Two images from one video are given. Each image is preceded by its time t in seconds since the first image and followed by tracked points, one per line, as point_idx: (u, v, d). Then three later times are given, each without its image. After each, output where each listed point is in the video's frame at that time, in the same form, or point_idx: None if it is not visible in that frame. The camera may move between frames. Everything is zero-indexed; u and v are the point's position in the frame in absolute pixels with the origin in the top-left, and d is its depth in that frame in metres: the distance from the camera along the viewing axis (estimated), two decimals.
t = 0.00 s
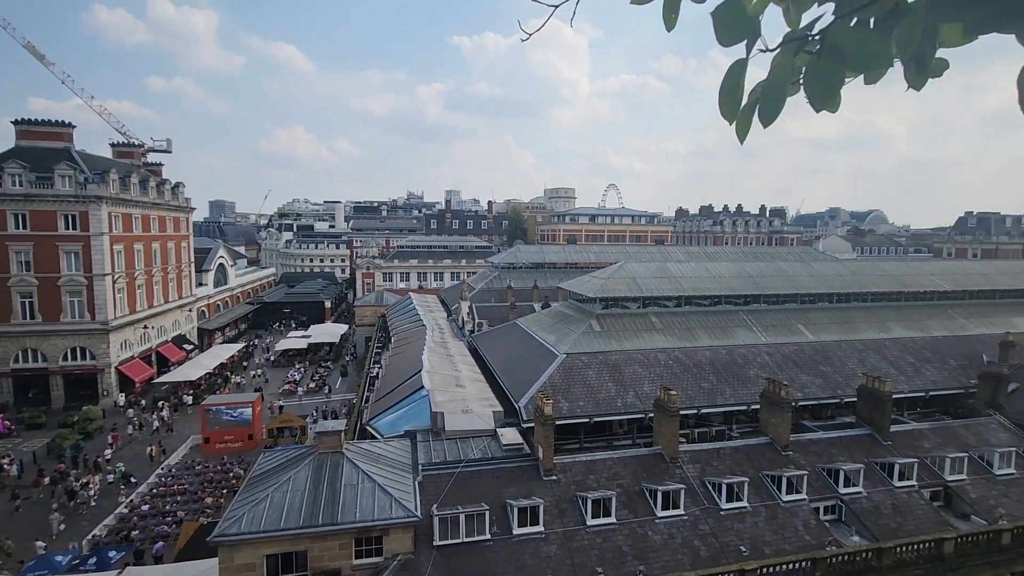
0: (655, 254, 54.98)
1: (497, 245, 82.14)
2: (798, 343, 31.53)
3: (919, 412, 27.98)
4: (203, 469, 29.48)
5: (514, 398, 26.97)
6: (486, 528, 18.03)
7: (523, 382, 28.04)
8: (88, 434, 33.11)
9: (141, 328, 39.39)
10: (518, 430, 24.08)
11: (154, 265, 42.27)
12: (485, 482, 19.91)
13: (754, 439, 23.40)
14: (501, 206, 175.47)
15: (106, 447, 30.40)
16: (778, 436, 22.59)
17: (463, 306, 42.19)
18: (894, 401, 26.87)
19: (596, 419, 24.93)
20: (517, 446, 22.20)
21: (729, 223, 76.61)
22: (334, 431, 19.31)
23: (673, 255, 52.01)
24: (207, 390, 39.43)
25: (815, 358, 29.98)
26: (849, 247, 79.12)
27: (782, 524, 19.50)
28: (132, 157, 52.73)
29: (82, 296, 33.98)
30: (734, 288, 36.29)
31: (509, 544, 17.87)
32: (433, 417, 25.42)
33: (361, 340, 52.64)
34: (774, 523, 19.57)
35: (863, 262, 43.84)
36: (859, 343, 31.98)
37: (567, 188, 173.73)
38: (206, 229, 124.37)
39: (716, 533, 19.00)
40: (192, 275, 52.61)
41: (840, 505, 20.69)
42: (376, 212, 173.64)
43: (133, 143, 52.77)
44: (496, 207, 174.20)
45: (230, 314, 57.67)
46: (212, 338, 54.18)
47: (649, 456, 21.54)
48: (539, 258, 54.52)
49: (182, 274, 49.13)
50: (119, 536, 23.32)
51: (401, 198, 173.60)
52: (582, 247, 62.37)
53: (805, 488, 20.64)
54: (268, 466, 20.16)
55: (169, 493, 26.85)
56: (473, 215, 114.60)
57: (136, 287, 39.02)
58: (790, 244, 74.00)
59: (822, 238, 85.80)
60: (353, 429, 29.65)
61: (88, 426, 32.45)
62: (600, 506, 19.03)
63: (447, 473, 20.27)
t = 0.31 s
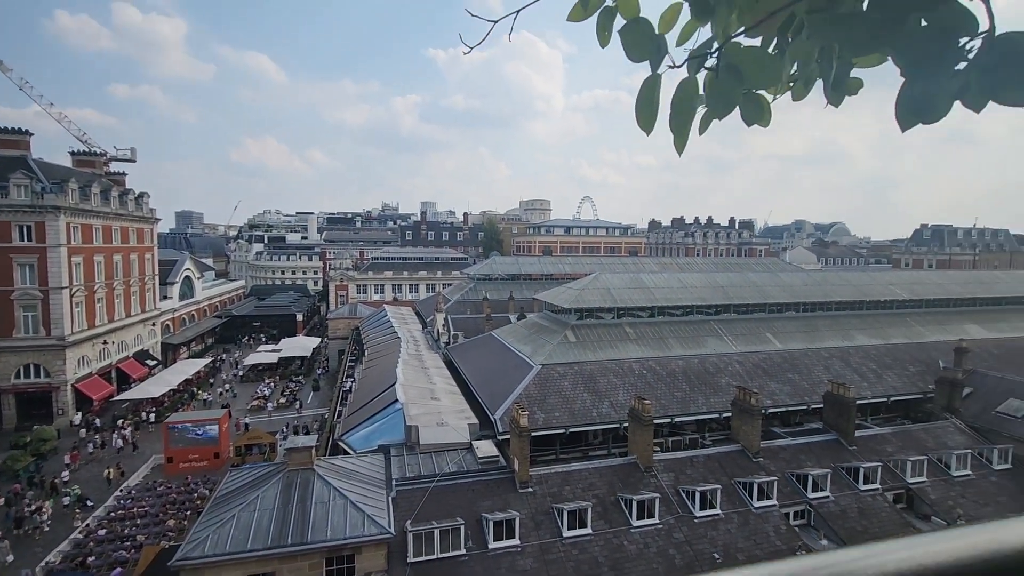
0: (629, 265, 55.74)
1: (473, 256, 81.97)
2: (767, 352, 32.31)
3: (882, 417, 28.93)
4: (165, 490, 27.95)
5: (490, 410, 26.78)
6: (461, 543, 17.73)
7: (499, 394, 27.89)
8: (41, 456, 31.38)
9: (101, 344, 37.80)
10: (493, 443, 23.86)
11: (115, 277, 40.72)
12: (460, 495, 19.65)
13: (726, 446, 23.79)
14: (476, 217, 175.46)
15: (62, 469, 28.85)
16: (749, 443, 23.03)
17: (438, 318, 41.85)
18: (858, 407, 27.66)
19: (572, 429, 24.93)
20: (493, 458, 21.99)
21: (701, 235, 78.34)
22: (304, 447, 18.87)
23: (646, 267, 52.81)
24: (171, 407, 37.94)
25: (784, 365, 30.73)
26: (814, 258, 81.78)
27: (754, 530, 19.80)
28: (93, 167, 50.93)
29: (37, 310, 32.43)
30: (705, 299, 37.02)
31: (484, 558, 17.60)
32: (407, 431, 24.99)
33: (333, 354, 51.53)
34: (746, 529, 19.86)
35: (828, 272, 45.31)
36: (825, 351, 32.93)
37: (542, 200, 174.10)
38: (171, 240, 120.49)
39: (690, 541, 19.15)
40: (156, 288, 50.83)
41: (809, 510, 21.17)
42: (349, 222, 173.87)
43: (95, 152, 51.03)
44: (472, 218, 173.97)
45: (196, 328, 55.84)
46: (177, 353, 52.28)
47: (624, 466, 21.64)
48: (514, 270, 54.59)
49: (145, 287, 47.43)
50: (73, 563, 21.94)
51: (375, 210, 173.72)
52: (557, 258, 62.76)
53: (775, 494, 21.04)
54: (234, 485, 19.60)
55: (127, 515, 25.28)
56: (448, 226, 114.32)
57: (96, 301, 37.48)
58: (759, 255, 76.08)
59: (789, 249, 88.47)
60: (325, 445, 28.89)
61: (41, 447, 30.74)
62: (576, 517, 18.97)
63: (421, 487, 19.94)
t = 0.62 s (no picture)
0: (603, 274, 56.30)
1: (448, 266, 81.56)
2: (738, 358, 32.98)
3: (848, 420, 29.79)
4: (126, 512, 26.50)
5: (467, 419, 26.62)
6: (437, 556, 17.44)
7: (475, 404, 27.67)
8: None
9: (59, 358, 36.20)
10: (469, 453, 23.60)
11: (75, 289, 39.12)
12: (435, 507, 19.38)
13: (699, 452, 24.11)
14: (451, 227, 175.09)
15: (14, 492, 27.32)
16: (721, 448, 23.40)
17: (414, 328, 41.38)
18: (825, 410, 28.41)
19: (548, 438, 24.88)
20: (469, 469, 21.75)
21: (673, 244, 79.77)
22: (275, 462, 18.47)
23: (621, 275, 53.40)
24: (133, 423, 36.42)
25: (754, 371, 31.41)
26: (781, 266, 84.09)
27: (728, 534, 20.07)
28: (51, 174, 48.93)
29: None
30: (679, 306, 37.64)
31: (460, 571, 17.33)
32: (381, 443, 24.50)
33: (305, 365, 50.37)
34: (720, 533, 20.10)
35: (795, 280, 46.62)
36: (793, 356, 33.81)
37: (517, 209, 174.02)
38: (134, 250, 116.36)
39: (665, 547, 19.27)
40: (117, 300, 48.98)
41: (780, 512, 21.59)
42: (322, 232, 172.32)
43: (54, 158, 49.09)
44: (447, 227, 173.85)
45: (161, 341, 53.92)
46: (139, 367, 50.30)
47: (600, 474, 21.69)
48: (490, 279, 54.47)
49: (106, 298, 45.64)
50: None
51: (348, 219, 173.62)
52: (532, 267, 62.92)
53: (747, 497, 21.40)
54: (198, 504, 18.94)
55: (85, 539, 23.84)
56: (423, 236, 113.58)
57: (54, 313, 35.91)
58: (729, 263, 77.82)
59: (758, 257, 90.82)
60: (296, 460, 28.09)
61: None
62: (553, 526, 18.88)
63: (396, 500, 19.58)
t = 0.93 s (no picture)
0: (584, 279, 56.64)
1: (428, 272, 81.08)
2: (716, 362, 33.47)
3: (822, 422, 30.44)
4: (93, 528, 25.27)
5: (448, 426, 26.36)
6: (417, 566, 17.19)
7: (456, 412, 27.45)
8: None
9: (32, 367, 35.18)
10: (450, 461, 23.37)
11: (46, 296, 38.05)
12: (416, 516, 19.15)
13: (679, 455, 24.33)
14: (431, 233, 174.37)
15: None
16: (700, 451, 23.67)
17: (394, 335, 40.95)
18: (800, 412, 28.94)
19: (530, 444, 24.81)
20: (450, 477, 21.53)
21: (651, 249, 80.84)
22: (251, 473, 18.48)
23: (600, 281, 53.85)
24: (101, 437, 35.16)
25: (731, 374, 31.83)
26: (757, 271, 85.77)
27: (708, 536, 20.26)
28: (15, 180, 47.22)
29: None
30: (658, 311, 38.07)
31: None
32: (361, 452, 24.06)
33: (283, 374, 49.33)
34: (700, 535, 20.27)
35: (771, 285, 47.60)
36: (769, 359, 34.42)
37: (497, 215, 173.86)
38: (104, 258, 112.75)
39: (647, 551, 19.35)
40: (85, 309, 47.37)
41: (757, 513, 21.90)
42: (301, 238, 170.53)
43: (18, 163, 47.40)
44: (428, 233, 173.91)
45: (131, 351, 52.30)
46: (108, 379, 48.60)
47: (581, 479, 21.70)
48: (471, 285, 54.31)
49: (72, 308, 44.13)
50: None
51: (327, 226, 173.78)
52: (513, 274, 62.97)
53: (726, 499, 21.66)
54: (169, 518, 18.46)
55: (50, 557, 22.63)
56: (403, 242, 112.67)
57: (30, 320, 35.08)
58: (707, 268, 79.19)
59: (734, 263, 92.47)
60: (273, 472, 27.41)
61: None
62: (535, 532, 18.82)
63: (375, 510, 19.31)
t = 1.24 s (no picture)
0: (560, 286, 56.89)
1: (404, 279, 80.24)
2: (691, 366, 33.95)
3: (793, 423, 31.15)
4: (51, 549, 23.93)
5: (425, 435, 25.95)
6: None
7: (432, 420, 27.12)
8: None
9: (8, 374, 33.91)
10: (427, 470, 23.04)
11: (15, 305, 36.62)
12: (393, 527, 18.79)
13: (656, 459, 24.52)
14: (407, 240, 173.12)
15: None
16: (676, 455, 23.93)
17: (369, 343, 40.31)
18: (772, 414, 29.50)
19: (508, 451, 24.66)
20: (427, 487, 21.23)
21: (626, 255, 81.83)
22: (218, 489, 17.75)
23: (576, 287, 54.21)
24: (59, 453, 33.53)
25: (706, 378, 32.22)
26: (728, 277, 87.62)
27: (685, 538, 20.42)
28: None
29: None
30: (634, 317, 38.47)
31: None
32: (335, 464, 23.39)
33: (253, 385, 47.92)
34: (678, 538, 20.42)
35: (742, 289, 48.66)
36: (741, 362, 35.03)
37: (473, 221, 173.91)
38: (63, 266, 108.38)
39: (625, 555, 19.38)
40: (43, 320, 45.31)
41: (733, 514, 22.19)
42: (273, 245, 167.59)
43: None
44: (403, 241, 173.88)
45: (93, 363, 50.20)
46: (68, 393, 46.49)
47: (560, 485, 21.65)
48: (447, 292, 53.96)
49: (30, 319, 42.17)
50: None
51: (300, 232, 173.80)
52: (489, 280, 62.84)
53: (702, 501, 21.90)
54: (133, 537, 17.69)
55: None
56: (378, 249, 111.48)
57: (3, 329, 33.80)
58: (680, 274, 80.37)
59: (706, 268, 94.28)
60: (243, 486, 26.55)
61: None
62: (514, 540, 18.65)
63: (351, 522, 18.86)
